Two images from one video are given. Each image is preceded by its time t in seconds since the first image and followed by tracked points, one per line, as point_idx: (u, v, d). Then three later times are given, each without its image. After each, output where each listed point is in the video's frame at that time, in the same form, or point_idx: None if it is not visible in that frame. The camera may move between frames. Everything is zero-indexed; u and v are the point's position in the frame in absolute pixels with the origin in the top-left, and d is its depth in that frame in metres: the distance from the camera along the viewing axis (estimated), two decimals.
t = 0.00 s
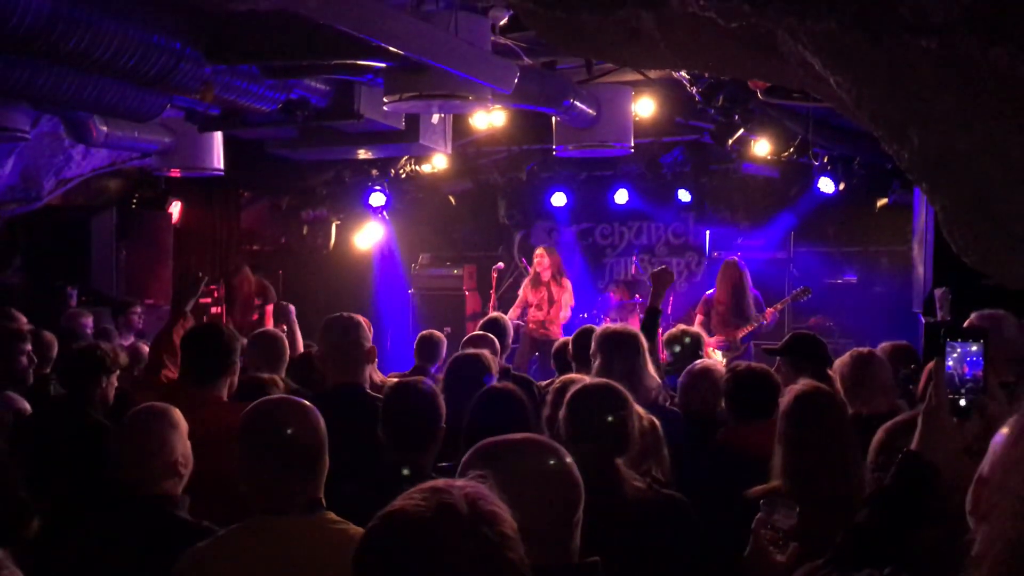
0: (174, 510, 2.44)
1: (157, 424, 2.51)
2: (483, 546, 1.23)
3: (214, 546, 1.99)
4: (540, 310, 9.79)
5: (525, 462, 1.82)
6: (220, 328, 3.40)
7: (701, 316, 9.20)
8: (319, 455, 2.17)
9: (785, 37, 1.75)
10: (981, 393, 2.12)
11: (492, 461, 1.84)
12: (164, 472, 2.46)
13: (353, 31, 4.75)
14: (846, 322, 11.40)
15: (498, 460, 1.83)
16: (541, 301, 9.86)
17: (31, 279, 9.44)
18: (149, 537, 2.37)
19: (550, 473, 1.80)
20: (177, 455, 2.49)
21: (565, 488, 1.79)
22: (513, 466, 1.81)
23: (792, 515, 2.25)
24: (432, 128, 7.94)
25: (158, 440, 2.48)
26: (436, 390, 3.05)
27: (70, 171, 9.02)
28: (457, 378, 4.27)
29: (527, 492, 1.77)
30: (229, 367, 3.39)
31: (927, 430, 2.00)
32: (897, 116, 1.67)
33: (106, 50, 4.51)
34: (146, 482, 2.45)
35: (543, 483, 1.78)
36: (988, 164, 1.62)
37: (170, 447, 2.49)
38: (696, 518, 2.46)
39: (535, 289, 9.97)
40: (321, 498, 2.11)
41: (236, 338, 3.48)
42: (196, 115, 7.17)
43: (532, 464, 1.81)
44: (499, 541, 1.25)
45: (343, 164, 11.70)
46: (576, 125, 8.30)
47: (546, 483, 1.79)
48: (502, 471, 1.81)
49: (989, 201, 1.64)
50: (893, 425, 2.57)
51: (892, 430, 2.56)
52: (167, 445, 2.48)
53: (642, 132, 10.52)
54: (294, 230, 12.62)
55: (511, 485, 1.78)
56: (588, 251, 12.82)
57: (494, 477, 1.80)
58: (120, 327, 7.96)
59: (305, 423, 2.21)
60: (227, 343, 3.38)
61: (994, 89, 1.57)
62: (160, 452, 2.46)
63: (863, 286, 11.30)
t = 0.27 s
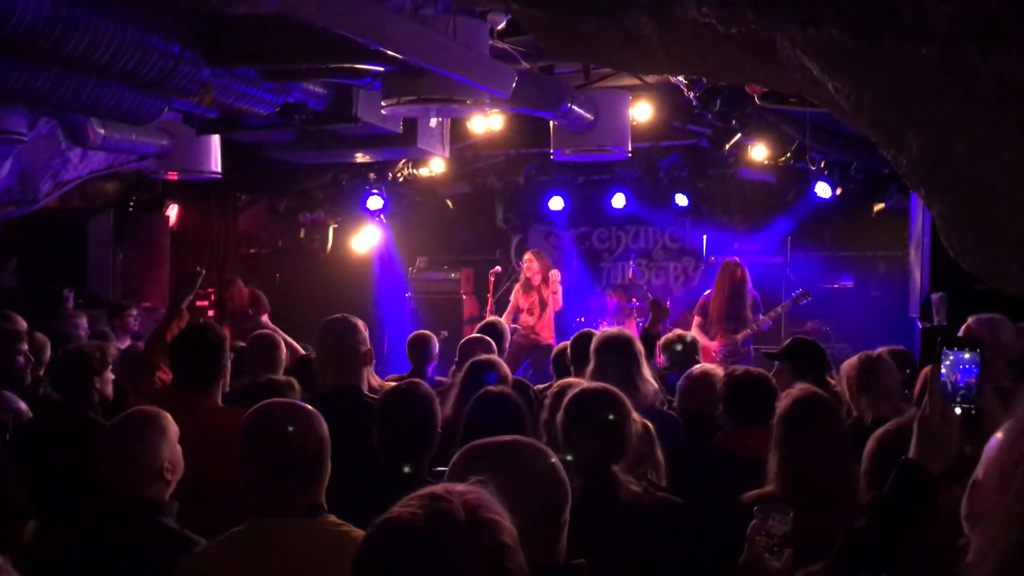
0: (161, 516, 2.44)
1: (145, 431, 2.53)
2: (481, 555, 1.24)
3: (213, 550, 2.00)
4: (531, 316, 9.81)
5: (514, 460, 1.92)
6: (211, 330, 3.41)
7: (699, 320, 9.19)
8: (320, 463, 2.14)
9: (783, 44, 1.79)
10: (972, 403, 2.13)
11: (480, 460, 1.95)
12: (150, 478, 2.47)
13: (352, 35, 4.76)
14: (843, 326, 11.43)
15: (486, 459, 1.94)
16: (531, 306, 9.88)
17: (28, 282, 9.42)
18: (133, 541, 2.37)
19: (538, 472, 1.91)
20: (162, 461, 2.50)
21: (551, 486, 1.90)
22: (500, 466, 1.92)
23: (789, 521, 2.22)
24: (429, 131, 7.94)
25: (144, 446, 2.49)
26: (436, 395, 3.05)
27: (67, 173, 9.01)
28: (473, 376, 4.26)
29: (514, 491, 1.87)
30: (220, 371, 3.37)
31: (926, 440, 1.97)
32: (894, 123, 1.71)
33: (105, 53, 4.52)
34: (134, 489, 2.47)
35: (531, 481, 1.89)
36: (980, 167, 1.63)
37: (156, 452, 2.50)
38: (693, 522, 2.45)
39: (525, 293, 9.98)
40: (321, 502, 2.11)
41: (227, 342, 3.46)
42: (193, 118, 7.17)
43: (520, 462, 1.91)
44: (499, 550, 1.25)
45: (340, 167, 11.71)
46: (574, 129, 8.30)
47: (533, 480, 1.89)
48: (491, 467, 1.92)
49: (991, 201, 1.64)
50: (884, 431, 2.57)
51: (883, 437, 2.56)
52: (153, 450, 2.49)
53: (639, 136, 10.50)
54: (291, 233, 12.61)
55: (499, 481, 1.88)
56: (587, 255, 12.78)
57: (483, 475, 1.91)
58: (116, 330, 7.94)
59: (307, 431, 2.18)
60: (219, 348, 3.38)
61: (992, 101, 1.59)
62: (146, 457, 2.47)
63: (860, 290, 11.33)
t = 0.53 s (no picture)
0: (156, 520, 2.42)
1: (137, 434, 2.48)
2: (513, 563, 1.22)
3: (216, 556, 2.00)
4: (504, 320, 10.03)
5: (495, 466, 2.03)
6: (209, 332, 3.38)
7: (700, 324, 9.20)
8: (324, 466, 2.13)
9: (780, 51, 1.77)
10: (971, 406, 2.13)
11: (457, 470, 2.04)
12: (143, 482, 2.43)
13: (350, 40, 4.76)
14: (838, 331, 11.46)
15: (464, 468, 2.04)
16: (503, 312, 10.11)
17: (23, 284, 9.38)
18: (133, 546, 2.36)
19: (520, 476, 2.02)
20: (156, 465, 2.46)
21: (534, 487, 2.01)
22: (481, 473, 2.02)
23: (784, 525, 2.21)
24: (426, 135, 7.95)
25: (137, 450, 2.45)
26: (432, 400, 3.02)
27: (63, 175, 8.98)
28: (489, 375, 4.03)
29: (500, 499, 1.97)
30: (218, 373, 3.34)
31: (923, 442, 2.03)
32: (892, 128, 1.70)
33: (101, 55, 4.51)
34: (125, 492, 2.43)
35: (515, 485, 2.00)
36: (979, 175, 1.65)
37: (149, 456, 2.46)
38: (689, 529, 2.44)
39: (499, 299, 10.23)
40: (322, 507, 2.10)
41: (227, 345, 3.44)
42: (190, 121, 7.15)
43: (500, 468, 2.02)
44: (531, 557, 1.24)
45: (337, 170, 11.71)
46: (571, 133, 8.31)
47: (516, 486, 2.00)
48: (472, 475, 2.03)
49: (985, 210, 1.66)
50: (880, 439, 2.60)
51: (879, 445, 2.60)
52: (146, 454, 2.45)
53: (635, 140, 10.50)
54: (288, 236, 12.60)
55: (485, 488, 1.99)
56: (583, 259, 12.76)
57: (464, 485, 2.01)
58: (111, 332, 7.91)
59: (309, 437, 2.15)
60: (217, 350, 3.35)
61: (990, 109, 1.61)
62: (139, 461, 2.44)
63: (855, 295, 11.37)
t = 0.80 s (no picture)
0: (158, 517, 2.41)
1: (140, 433, 2.45)
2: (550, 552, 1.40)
3: (218, 556, 1.99)
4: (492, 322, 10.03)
5: (493, 468, 2.03)
6: (212, 333, 3.37)
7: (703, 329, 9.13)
8: (328, 465, 2.14)
9: (779, 52, 1.77)
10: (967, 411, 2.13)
11: (452, 471, 2.05)
12: (146, 482, 2.41)
13: (349, 40, 4.75)
14: (837, 330, 11.46)
15: (461, 470, 2.04)
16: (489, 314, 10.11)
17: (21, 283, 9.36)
18: (138, 546, 2.36)
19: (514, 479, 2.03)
20: (158, 464, 2.44)
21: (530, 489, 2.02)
22: (478, 476, 2.02)
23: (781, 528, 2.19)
24: (425, 135, 7.96)
25: (140, 450, 2.42)
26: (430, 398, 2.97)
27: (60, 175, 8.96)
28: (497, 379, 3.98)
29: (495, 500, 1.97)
30: (223, 373, 3.34)
31: (919, 444, 2.02)
32: (891, 130, 1.71)
33: (99, 55, 4.50)
34: (125, 491, 2.40)
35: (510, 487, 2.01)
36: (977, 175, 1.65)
37: (151, 456, 2.43)
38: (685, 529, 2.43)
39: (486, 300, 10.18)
40: (323, 508, 2.09)
41: (232, 345, 3.43)
42: (188, 121, 7.14)
43: (496, 470, 2.02)
44: (565, 547, 1.42)
45: (335, 170, 11.72)
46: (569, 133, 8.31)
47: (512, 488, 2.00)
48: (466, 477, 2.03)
49: (985, 210, 1.67)
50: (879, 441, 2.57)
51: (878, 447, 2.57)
52: (148, 455, 2.42)
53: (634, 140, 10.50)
54: (286, 236, 12.60)
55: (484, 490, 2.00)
56: (582, 259, 12.76)
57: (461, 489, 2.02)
58: (109, 332, 7.90)
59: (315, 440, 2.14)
60: (222, 350, 3.34)
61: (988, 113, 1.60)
62: (141, 462, 2.40)
63: (855, 295, 11.39)
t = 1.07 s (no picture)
0: (169, 511, 2.41)
1: (146, 429, 2.44)
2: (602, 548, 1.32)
3: (226, 553, 2.00)
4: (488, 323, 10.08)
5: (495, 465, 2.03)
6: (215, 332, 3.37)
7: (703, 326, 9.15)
8: (334, 461, 2.15)
9: (780, 51, 1.80)
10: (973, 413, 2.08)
11: (453, 467, 2.04)
12: (155, 478, 2.41)
13: (350, 38, 4.75)
14: (838, 328, 11.44)
15: (463, 466, 2.03)
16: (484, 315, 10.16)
17: (21, 281, 9.37)
18: (146, 543, 2.36)
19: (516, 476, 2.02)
20: (167, 460, 2.43)
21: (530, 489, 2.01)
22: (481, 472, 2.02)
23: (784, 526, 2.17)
24: (425, 132, 7.95)
25: (149, 447, 2.42)
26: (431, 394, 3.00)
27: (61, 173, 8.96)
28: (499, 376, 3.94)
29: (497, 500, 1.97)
30: (224, 371, 3.33)
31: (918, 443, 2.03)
32: (890, 126, 1.73)
33: (100, 53, 4.50)
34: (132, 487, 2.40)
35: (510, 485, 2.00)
36: (975, 174, 1.66)
37: (160, 453, 2.42)
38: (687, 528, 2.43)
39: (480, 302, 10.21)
40: (328, 504, 2.09)
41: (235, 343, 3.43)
42: (189, 119, 7.14)
43: (499, 469, 2.02)
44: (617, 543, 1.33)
45: (335, 167, 11.72)
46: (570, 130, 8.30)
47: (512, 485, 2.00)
48: (465, 472, 2.03)
49: (983, 210, 1.67)
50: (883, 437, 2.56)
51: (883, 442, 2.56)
52: (157, 451, 2.42)
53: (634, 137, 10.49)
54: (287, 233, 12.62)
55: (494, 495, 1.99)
56: (581, 257, 12.70)
57: (464, 485, 2.02)
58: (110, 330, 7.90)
59: (320, 431, 2.16)
60: (223, 347, 3.35)
61: (986, 111, 1.60)
62: (150, 459, 2.40)
63: (856, 292, 11.38)
